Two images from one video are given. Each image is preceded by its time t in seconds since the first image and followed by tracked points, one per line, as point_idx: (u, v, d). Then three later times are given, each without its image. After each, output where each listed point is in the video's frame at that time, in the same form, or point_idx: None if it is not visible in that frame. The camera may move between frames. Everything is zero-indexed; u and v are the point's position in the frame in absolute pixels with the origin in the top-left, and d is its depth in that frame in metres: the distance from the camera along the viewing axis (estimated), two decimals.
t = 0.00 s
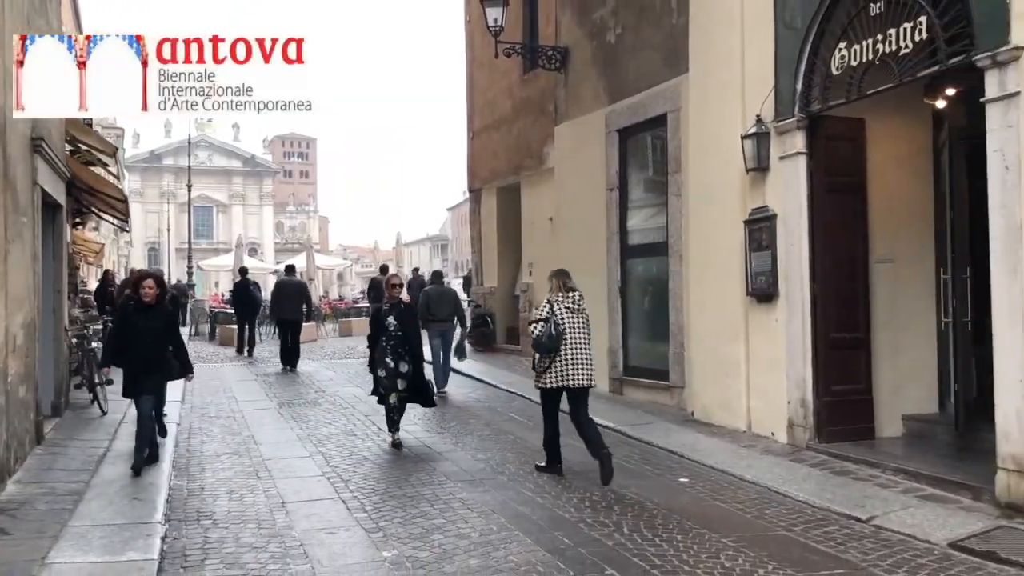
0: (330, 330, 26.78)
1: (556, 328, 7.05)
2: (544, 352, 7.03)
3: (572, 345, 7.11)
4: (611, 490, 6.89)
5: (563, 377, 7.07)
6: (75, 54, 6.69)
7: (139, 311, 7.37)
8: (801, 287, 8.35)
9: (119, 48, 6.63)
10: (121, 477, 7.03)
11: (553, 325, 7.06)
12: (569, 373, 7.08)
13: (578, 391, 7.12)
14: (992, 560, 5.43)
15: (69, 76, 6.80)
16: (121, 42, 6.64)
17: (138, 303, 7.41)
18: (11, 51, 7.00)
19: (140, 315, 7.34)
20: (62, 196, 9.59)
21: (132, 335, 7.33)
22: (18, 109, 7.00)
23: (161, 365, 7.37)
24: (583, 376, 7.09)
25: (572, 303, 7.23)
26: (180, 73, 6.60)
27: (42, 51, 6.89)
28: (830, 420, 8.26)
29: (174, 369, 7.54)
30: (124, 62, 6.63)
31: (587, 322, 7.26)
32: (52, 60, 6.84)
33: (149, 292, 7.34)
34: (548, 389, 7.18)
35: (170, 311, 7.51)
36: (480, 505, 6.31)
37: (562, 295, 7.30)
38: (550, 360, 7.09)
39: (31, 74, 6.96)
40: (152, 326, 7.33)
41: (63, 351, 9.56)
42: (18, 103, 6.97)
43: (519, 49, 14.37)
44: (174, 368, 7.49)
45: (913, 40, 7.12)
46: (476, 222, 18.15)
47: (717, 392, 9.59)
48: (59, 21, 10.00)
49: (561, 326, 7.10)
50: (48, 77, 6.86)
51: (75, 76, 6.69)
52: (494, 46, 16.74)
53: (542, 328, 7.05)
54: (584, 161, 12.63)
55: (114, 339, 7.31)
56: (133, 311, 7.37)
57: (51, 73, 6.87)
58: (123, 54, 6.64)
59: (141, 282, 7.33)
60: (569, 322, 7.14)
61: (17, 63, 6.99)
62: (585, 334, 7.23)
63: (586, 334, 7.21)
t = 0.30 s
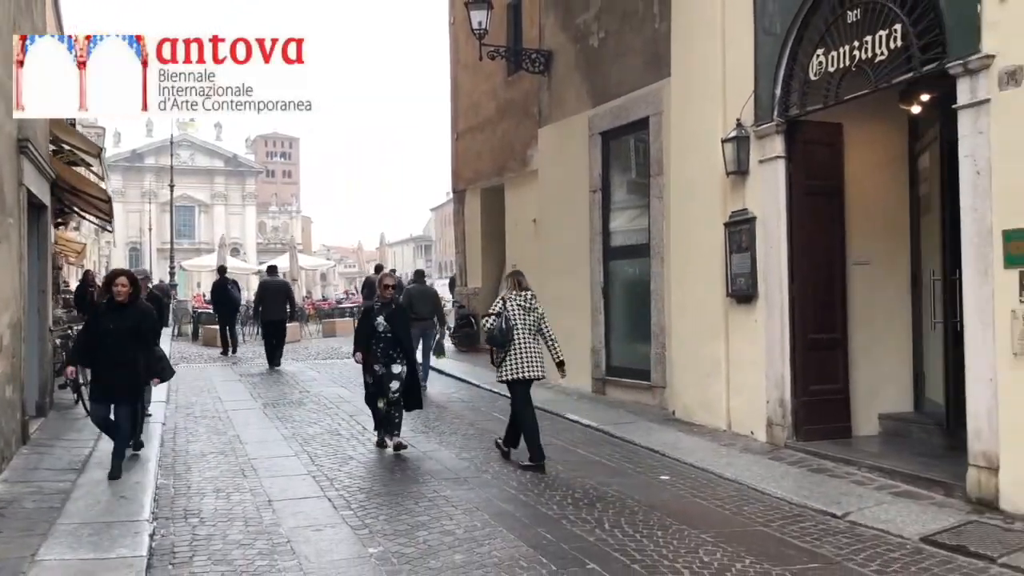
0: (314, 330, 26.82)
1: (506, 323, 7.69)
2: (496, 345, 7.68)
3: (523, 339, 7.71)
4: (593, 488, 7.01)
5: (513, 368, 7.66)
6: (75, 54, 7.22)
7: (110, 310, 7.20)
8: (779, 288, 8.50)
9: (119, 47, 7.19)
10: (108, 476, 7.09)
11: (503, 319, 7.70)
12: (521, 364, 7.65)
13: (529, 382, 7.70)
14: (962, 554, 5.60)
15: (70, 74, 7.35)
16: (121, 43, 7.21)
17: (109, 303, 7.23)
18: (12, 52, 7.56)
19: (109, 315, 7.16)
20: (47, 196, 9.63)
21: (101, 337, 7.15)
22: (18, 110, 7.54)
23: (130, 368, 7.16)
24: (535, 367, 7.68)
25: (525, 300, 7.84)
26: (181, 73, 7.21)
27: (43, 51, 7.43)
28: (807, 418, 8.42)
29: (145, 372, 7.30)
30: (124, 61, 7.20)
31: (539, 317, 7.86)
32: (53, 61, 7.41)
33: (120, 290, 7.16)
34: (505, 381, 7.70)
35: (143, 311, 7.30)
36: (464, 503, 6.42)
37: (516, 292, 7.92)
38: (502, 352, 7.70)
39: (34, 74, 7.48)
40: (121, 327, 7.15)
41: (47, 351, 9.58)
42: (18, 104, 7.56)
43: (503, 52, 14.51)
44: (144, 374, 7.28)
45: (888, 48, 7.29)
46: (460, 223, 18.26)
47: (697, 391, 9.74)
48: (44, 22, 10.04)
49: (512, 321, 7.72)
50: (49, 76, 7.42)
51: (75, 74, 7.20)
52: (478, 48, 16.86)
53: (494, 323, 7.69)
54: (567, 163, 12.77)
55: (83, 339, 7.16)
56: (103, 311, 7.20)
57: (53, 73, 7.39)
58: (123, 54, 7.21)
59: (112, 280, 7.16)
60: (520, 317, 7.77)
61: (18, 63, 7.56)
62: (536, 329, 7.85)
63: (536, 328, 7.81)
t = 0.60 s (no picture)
0: (303, 330, 26.87)
1: (475, 316, 8.25)
2: (463, 337, 8.22)
3: (489, 333, 8.27)
4: (583, 485, 7.14)
5: (480, 359, 8.23)
6: (75, 54, 7.55)
7: (90, 315, 6.96)
8: (766, 289, 8.66)
9: (120, 47, 7.61)
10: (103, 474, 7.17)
11: (473, 313, 8.26)
12: (485, 356, 8.23)
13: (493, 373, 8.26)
14: (942, 548, 5.75)
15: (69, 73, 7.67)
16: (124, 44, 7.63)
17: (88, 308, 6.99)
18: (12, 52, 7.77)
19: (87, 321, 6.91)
20: (41, 196, 9.70)
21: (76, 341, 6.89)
22: (18, 110, 7.75)
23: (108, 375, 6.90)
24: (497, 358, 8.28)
25: (492, 296, 8.44)
26: (181, 74, 7.72)
27: (43, 52, 7.71)
28: (793, 417, 8.58)
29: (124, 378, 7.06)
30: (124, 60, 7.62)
31: (502, 311, 8.48)
32: (53, 61, 7.70)
33: (99, 294, 6.92)
34: (467, 371, 8.27)
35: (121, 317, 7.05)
36: (457, 499, 6.53)
37: (480, 289, 8.50)
38: (469, 343, 8.25)
39: (34, 73, 7.72)
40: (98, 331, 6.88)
41: (40, 351, 9.64)
42: (17, 104, 7.77)
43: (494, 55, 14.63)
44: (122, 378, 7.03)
45: (872, 54, 7.45)
46: (450, 224, 18.38)
47: (685, 390, 9.89)
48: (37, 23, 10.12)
49: (479, 314, 8.30)
50: (49, 75, 7.71)
51: (74, 75, 7.53)
52: (469, 50, 16.96)
53: (462, 316, 8.27)
54: (556, 165, 12.91)
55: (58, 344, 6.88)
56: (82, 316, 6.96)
57: (53, 73, 7.67)
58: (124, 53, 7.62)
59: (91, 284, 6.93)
60: (486, 311, 8.34)
61: (17, 64, 7.79)
62: (500, 323, 8.42)
63: (500, 322, 8.43)
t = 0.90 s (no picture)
0: (293, 329, 26.89)
1: (445, 319, 8.37)
2: (433, 338, 8.32)
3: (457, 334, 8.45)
4: (575, 481, 7.25)
5: (448, 360, 8.39)
6: (75, 54, 7.61)
7: (68, 309, 6.76)
8: (754, 288, 8.80)
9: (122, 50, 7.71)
10: (100, 471, 7.23)
11: (443, 315, 8.39)
12: (453, 356, 8.39)
13: (461, 372, 8.45)
14: (927, 540, 5.90)
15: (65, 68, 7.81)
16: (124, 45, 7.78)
17: (68, 302, 6.80)
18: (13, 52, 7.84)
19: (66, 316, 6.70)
20: (35, 194, 9.74)
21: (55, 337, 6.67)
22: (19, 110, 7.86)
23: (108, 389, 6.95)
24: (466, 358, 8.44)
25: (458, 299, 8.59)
26: (181, 74, 7.85)
27: (42, 51, 7.78)
28: (781, 414, 8.72)
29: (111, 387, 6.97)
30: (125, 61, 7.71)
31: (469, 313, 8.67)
32: (53, 60, 7.77)
33: (83, 291, 6.75)
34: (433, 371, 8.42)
35: (104, 316, 6.87)
36: (452, 495, 6.64)
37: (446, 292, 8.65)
38: (437, 345, 8.41)
39: (34, 73, 7.79)
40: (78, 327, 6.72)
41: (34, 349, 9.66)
42: (17, 104, 7.89)
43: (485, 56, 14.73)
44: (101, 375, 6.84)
45: (859, 58, 7.60)
46: (441, 224, 18.45)
47: (675, 388, 10.02)
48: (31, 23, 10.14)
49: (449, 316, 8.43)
50: (48, 75, 7.77)
51: (75, 75, 7.60)
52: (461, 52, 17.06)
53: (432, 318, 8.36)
54: (548, 166, 13.02)
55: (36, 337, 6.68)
56: (60, 309, 6.76)
57: (53, 73, 7.74)
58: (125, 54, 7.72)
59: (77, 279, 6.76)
60: (454, 313, 8.47)
61: (17, 64, 7.87)
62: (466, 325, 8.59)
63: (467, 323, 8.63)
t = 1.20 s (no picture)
0: (278, 330, 26.91)
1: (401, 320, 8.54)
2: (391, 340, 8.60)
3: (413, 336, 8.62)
4: (563, 478, 7.38)
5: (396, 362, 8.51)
6: (75, 54, 8.26)
7: (55, 317, 6.36)
8: (738, 289, 8.95)
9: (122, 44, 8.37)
10: (92, 471, 7.29)
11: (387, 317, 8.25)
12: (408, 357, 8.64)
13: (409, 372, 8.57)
14: (906, 534, 6.07)
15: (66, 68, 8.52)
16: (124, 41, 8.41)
17: (53, 308, 6.37)
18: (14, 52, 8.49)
19: (55, 324, 6.30)
20: (23, 196, 9.77)
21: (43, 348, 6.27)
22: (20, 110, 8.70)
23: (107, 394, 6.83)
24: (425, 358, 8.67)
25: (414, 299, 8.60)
26: (181, 74, 8.64)
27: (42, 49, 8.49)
28: (764, 412, 8.88)
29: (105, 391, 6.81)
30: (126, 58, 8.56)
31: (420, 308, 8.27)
32: (52, 57, 8.44)
33: (74, 298, 6.35)
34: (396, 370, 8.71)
35: (92, 322, 6.53)
36: (441, 493, 6.74)
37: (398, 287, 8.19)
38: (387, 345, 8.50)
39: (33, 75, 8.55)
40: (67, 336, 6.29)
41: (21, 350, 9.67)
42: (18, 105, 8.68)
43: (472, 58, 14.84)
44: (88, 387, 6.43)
45: (841, 64, 7.76)
46: (427, 224, 18.54)
47: (660, 387, 10.16)
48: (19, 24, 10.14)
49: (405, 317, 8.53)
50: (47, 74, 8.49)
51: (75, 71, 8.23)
52: (448, 54, 17.18)
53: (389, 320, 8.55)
54: (534, 168, 13.14)
55: (20, 346, 6.25)
56: (45, 316, 6.37)
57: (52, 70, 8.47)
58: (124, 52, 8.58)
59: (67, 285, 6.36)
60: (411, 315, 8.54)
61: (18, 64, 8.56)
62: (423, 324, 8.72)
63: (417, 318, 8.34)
